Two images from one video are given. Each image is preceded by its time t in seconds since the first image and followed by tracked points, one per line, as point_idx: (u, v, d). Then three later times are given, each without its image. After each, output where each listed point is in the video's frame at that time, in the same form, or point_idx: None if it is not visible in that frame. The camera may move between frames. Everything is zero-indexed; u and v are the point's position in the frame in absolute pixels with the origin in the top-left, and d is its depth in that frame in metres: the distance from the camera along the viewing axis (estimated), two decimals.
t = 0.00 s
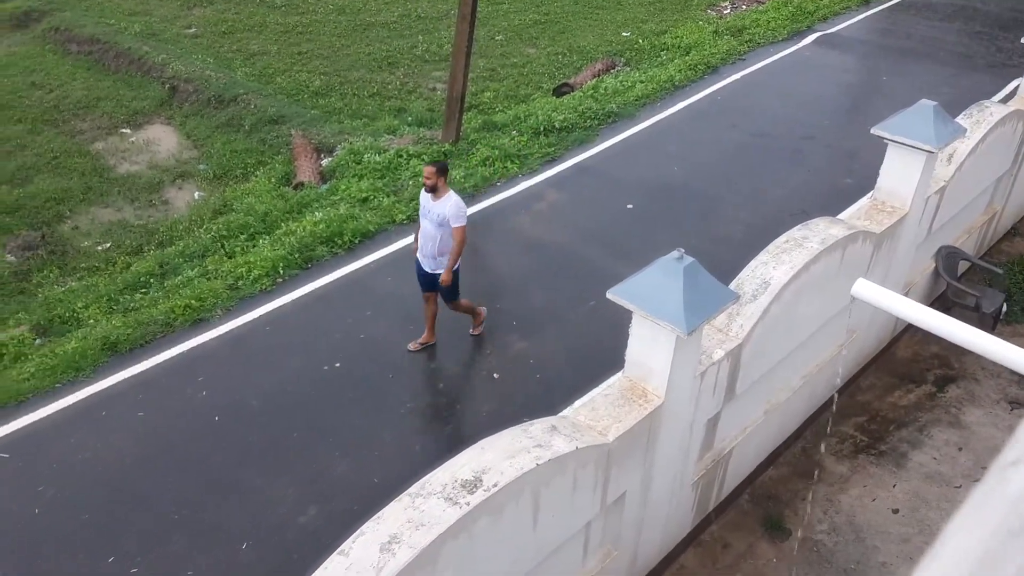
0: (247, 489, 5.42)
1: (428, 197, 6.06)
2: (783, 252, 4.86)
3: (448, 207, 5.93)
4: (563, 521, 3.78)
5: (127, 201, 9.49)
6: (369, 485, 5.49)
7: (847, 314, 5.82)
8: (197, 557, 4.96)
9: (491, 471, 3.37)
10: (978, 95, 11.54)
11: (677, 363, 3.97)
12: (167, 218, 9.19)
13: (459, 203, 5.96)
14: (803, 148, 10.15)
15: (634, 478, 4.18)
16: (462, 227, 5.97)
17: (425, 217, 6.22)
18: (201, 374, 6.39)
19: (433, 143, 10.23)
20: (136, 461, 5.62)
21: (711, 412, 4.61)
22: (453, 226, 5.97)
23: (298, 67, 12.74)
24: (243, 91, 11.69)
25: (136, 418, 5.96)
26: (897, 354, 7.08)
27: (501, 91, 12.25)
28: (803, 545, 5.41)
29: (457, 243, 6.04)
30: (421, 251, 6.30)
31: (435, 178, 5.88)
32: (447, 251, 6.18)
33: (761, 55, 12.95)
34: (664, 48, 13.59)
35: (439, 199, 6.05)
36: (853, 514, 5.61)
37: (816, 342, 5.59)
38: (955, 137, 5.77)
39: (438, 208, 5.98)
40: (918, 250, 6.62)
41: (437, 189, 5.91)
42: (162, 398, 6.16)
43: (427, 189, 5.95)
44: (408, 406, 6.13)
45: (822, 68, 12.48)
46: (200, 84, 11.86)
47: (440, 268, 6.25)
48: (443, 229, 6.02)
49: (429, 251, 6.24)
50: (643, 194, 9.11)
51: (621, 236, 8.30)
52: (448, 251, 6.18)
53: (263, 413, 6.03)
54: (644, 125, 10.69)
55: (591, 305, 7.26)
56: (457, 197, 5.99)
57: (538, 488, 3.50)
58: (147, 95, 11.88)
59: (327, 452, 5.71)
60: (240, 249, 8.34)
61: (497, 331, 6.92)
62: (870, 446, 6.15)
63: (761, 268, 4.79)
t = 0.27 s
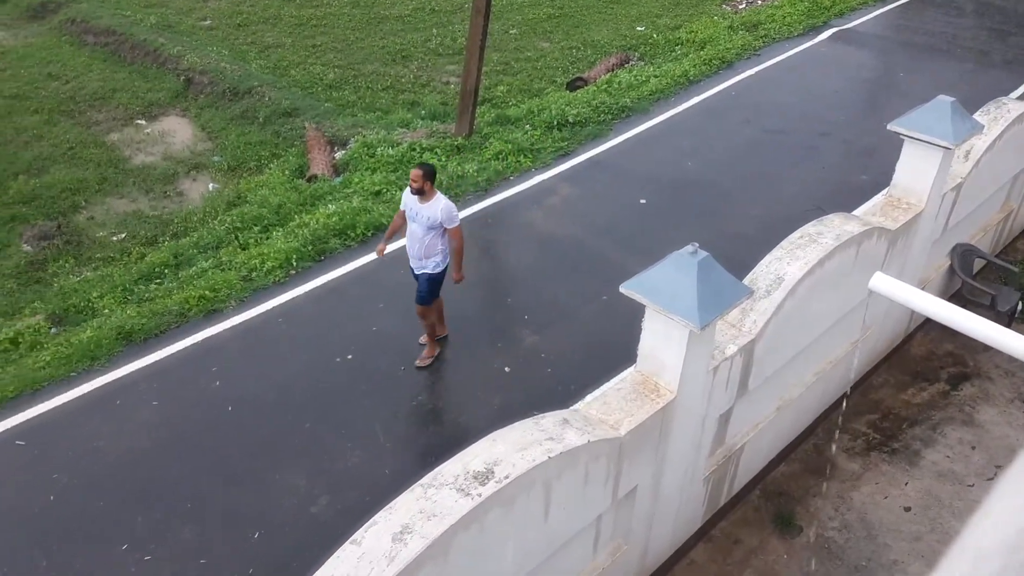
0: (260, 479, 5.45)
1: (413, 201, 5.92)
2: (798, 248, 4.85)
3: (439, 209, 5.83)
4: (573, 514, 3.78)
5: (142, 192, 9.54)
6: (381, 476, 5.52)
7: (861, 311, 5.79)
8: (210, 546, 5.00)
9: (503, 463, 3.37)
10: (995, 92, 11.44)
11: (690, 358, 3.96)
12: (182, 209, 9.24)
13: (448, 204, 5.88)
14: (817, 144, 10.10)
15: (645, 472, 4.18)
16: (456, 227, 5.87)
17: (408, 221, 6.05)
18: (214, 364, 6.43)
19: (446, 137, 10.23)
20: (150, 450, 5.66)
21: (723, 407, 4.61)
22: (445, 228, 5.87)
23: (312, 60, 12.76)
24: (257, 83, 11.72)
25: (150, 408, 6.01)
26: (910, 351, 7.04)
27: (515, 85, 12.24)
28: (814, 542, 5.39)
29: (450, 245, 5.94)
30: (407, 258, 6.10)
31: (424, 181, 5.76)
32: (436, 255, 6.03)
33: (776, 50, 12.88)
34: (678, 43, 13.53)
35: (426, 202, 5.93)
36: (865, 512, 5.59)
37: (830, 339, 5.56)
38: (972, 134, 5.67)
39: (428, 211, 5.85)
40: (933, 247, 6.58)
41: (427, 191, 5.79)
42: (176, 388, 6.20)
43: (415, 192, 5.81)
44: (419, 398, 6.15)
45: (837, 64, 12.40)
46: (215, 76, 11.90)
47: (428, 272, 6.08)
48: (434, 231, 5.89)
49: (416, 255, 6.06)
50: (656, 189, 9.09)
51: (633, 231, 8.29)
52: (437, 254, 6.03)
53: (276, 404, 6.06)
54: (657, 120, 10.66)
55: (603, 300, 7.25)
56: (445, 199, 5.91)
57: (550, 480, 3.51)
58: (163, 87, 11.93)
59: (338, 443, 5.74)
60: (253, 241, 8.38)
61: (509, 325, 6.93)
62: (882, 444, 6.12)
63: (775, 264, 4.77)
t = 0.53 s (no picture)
0: (276, 465, 5.49)
1: (407, 208, 5.75)
2: (818, 246, 4.82)
3: (432, 219, 5.66)
4: (587, 507, 3.79)
5: (163, 178, 9.61)
6: (395, 465, 5.54)
7: (880, 311, 5.75)
8: (226, 530, 5.05)
9: (518, 455, 3.38)
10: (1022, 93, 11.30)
11: (707, 354, 3.95)
12: (202, 196, 9.30)
13: (442, 214, 5.70)
14: (839, 143, 10.01)
15: (660, 468, 4.18)
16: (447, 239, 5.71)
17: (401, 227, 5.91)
18: (232, 350, 6.48)
19: (465, 129, 10.23)
20: (168, 433, 5.71)
21: (739, 405, 4.59)
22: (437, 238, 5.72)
23: (334, 50, 12.79)
24: (279, 73, 11.76)
25: (168, 392, 6.06)
26: (929, 353, 6.98)
27: (535, 78, 12.21)
28: (828, 542, 5.37)
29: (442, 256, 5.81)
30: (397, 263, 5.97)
31: (419, 189, 5.59)
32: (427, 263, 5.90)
33: (799, 47, 12.78)
34: (701, 38, 13.45)
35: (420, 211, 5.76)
36: (879, 513, 5.56)
37: (848, 338, 5.53)
38: (998, 134, 5.65)
39: (420, 220, 5.69)
40: (955, 248, 6.52)
41: (420, 200, 5.63)
42: (195, 373, 6.26)
43: (408, 200, 5.64)
44: (434, 389, 6.16)
45: (861, 62, 12.29)
46: (237, 64, 11.96)
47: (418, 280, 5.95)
48: (426, 241, 5.75)
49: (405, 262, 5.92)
50: (675, 184, 9.05)
51: (651, 227, 8.26)
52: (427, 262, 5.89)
53: (292, 391, 6.10)
54: (678, 116, 10.60)
55: (620, 295, 7.24)
56: (440, 208, 5.72)
57: (564, 473, 3.51)
58: (185, 75, 12.00)
59: (354, 432, 5.77)
60: (273, 230, 8.42)
61: (525, 319, 6.93)
62: (899, 445, 6.09)
63: (795, 262, 4.74)
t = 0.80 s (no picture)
0: (298, 452, 5.53)
1: (407, 207, 5.77)
2: (847, 248, 4.77)
3: (429, 220, 5.65)
4: (606, 504, 3.78)
5: (193, 165, 9.70)
6: (415, 455, 5.57)
7: (908, 316, 5.69)
8: (248, 514, 5.10)
9: (539, 449, 3.39)
10: None
11: (732, 354, 3.93)
12: (231, 184, 9.39)
13: (439, 215, 5.68)
14: (871, 145, 9.90)
15: (680, 467, 4.16)
16: (443, 240, 5.70)
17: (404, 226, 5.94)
18: (257, 337, 6.54)
19: (493, 123, 10.23)
20: (193, 417, 5.78)
21: (762, 406, 4.56)
22: (433, 239, 5.70)
23: (364, 41, 12.84)
24: (309, 63, 11.83)
25: (194, 376, 6.13)
26: (957, 359, 6.89)
27: (564, 73, 12.18)
28: (848, 547, 5.33)
29: (437, 258, 5.79)
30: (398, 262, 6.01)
31: (415, 189, 5.58)
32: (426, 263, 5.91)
33: (832, 47, 12.64)
34: (732, 37, 13.35)
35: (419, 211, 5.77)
36: (901, 520, 5.51)
37: (875, 343, 5.47)
38: None
39: (418, 219, 5.69)
40: (987, 255, 6.42)
41: (418, 200, 5.63)
42: (220, 358, 6.32)
43: (406, 199, 5.65)
44: (455, 381, 6.18)
45: (895, 63, 12.13)
46: (268, 54, 12.04)
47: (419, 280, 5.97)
48: (422, 241, 5.74)
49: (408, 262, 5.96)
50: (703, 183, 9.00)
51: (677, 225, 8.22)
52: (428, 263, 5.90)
53: (315, 379, 6.14)
54: (707, 114, 10.53)
55: (644, 293, 7.21)
56: (438, 209, 5.70)
57: (585, 469, 3.51)
58: (217, 63, 12.10)
59: (375, 421, 5.81)
60: (299, 219, 8.49)
61: (548, 314, 6.93)
62: (923, 452, 6.02)
63: (823, 264, 4.70)
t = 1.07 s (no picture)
0: (321, 441, 5.58)
1: (403, 211, 5.66)
2: (878, 251, 4.72)
3: (422, 225, 5.54)
4: (628, 501, 3.78)
5: (224, 155, 9.80)
6: (437, 448, 5.59)
7: (939, 320, 5.61)
8: (271, 501, 5.15)
9: (562, 445, 3.39)
10: None
11: (758, 355, 3.90)
12: (261, 174, 9.47)
13: (433, 220, 5.56)
14: (903, 146, 9.77)
15: (704, 467, 4.14)
16: (436, 247, 5.57)
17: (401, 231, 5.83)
18: (284, 327, 6.60)
19: (521, 117, 10.22)
20: (219, 405, 5.84)
21: (788, 408, 4.53)
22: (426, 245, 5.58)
23: (395, 34, 12.88)
24: (340, 55, 11.88)
25: (221, 364, 6.20)
26: (987, 366, 6.79)
27: (594, 69, 12.14)
28: (872, 552, 5.28)
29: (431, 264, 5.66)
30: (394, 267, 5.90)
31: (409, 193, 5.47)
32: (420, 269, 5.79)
33: (866, 47, 12.48)
34: (764, 34, 13.22)
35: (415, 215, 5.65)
36: (927, 526, 5.45)
37: (904, 347, 5.41)
38: None
39: (412, 224, 5.58)
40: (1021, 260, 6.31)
41: (412, 205, 5.51)
42: (247, 347, 6.38)
43: (401, 203, 5.54)
44: (479, 375, 6.20)
45: (930, 64, 11.96)
46: (300, 45, 12.11)
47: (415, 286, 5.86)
48: (415, 246, 5.62)
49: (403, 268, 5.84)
50: (732, 182, 8.93)
51: (704, 224, 8.16)
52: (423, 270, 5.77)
53: (339, 370, 6.18)
54: (738, 112, 10.45)
55: (670, 291, 7.18)
56: (433, 214, 5.58)
57: (608, 466, 3.51)
58: (249, 54, 12.19)
59: (399, 413, 5.84)
60: (327, 210, 8.54)
61: (573, 310, 6.92)
62: (950, 459, 5.94)
63: (853, 266, 4.65)
